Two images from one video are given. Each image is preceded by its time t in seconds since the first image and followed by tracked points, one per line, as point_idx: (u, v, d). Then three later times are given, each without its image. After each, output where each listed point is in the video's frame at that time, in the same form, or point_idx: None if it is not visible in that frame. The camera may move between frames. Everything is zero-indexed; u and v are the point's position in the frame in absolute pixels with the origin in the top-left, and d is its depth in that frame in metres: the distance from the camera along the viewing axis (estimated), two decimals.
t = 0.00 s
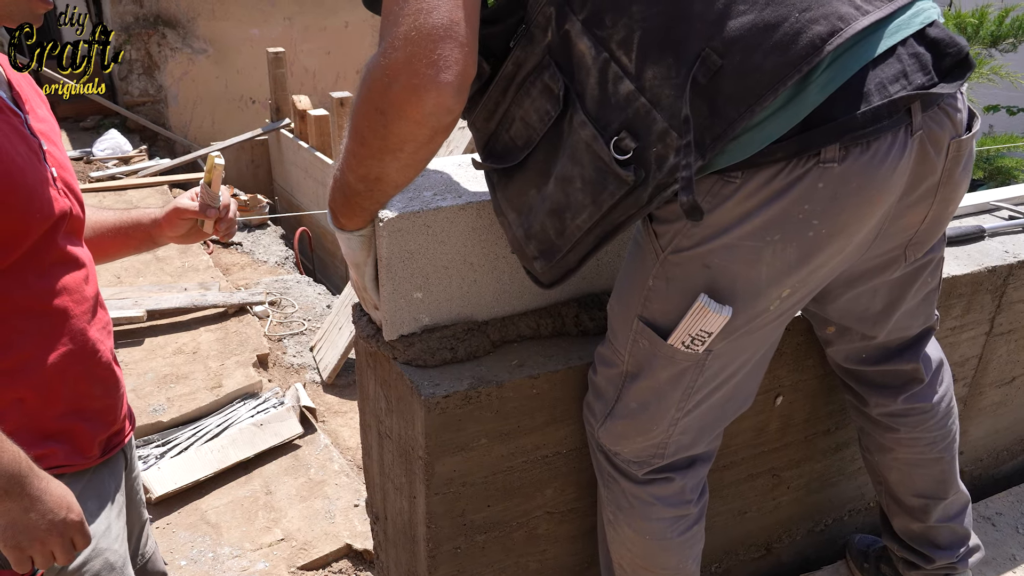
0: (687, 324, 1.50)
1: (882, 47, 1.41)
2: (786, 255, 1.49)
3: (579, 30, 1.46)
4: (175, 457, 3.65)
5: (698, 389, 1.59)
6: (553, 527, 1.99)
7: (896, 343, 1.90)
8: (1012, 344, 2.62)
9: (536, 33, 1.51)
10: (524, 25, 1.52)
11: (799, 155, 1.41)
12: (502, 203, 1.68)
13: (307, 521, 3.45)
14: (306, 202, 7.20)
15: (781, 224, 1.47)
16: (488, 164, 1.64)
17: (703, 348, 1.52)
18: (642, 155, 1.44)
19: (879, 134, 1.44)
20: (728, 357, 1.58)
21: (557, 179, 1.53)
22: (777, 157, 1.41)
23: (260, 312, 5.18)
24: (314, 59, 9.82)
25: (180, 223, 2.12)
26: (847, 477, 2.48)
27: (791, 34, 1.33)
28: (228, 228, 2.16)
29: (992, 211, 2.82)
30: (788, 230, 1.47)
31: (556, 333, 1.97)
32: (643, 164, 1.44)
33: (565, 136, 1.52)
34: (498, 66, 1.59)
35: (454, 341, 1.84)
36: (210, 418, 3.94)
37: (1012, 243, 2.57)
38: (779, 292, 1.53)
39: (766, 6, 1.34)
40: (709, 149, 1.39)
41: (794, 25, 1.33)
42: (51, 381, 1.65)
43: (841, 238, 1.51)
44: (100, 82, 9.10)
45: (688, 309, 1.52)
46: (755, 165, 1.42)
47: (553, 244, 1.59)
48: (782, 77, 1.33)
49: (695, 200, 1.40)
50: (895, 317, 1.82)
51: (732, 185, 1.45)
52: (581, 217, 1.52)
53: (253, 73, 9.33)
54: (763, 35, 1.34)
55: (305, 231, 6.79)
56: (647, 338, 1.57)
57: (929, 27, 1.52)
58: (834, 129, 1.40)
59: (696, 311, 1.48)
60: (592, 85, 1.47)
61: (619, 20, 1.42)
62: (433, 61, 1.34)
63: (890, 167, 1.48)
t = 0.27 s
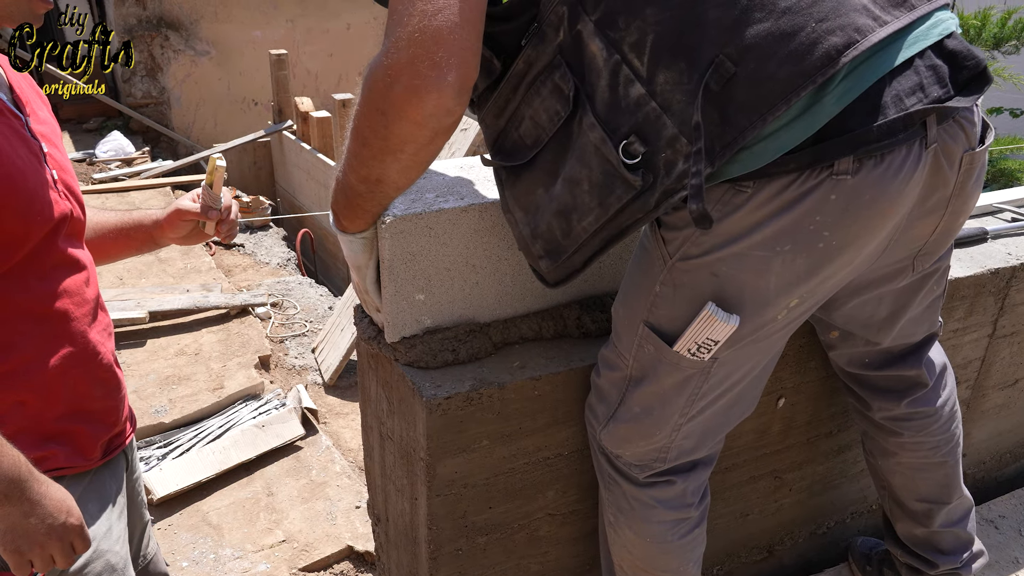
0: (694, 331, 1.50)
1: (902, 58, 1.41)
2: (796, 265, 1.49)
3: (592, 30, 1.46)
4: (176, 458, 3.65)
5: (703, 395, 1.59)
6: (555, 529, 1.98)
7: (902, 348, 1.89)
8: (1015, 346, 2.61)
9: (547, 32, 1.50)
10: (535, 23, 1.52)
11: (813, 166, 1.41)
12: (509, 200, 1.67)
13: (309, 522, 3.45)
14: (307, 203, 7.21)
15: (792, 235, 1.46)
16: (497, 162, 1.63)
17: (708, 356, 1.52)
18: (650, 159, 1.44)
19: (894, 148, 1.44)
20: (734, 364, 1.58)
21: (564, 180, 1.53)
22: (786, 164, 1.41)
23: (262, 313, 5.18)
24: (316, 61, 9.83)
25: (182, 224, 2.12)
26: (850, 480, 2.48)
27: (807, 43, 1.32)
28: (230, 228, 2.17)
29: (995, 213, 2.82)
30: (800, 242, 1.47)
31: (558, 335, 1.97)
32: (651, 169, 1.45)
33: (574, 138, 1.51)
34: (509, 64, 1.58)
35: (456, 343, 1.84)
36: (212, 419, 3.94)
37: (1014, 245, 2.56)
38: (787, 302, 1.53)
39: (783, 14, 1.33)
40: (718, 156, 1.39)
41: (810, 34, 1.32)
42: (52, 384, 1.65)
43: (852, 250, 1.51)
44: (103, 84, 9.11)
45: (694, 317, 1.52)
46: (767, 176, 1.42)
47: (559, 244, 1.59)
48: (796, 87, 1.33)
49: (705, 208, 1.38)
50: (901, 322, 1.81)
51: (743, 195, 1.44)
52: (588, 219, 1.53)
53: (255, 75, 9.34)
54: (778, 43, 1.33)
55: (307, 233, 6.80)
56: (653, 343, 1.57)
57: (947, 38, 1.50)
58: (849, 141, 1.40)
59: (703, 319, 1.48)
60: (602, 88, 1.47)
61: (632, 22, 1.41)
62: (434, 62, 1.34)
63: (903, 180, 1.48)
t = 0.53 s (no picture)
0: (698, 339, 1.51)
1: (914, 70, 1.42)
2: (802, 275, 1.49)
3: (602, 33, 1.45)
4: (177, 460, 3.66)
5: (706, 401, 1.59)
6: (556, 532, 1.99)
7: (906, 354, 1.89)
8: (1017, 350, 2.61)
9: (558, 33, 1.50)
10: (546, 25, 1.52)
11: (822, 176, 1.41)
12: (516, 197, 1.68)
13: (310, 524, 3.45)
14: (309, 205, 7.22)
15: (800, 245, 1.46)
16: (506, 161, 1.65)
17: (712, 363, 1.52)
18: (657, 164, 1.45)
19: (904, 159, 1.45)
20: (737, 371, 1.58)
21: (571, 183, 1.54)
22: (793, 171, 1.41)
23: (264, 314, 5.19)
24: (319, 63, 9.84)
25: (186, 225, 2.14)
26: (851, 483, 2.48)
27: (819, 53, 1.33)
28: (233, 230, 2.19)
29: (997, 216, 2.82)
30: (807, 252, 1.47)
31: (560, 337, 1.97)
32: (657, 174, 1.45)
33: (581, 141, 1.52)
34: (520, 64, 1.58)
35: (458, 346, 1.84)
36: (213, 421, 3.94)
37: (1015, 248, 2.56)
38: (792, 311, 1.53)
39: (795, 24, 1.33)
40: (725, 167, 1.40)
41: (823, 44, 1.33)
42: (55, 386, 1.65)
43: (858, 261, 1.51)
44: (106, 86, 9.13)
45: (699, 324, 1.53)
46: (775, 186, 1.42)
47: (564, 245, 1.62)
48: (806, 97, 1.33)
49: (712, 215, 1.38)
50: (905, 328, 1.81)
51: (750, 204, 1.45)
52: (594, 222, 1.54)
53: (257, 77, 9.35)
54: (790, 52, 1.33)
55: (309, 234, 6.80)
56: (656, 349, 1.57)
57: (959, 50, 1.52)
58: (858, 152, 1.40)
59: (708, 327, 1.48)
60: (611, 91, 1.47)
61: (642, 26, 1.41)
62: (437, 65, 1.35)
63: (911, 192, 1.49)
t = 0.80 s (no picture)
0: (699, 343, 1.50)
1: (919, 75, 1.41)
2: (804, 279, 1.49)
3: (605, 35, 1.45)
4: (178, 462, 3.65)
5: (707, 404, 1.59)
6: (555, 534, 1.98)
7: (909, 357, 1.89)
8: (1018, 351, 2.61)
9: (562, 36, 1.50)
10: (550, 26, 1.51)
11: (826, 182, 1.41)
12: (520, 200, 1.69)
13: (310, 526, 3.45)
14: (310, 207, 7.22)
15: (802, 250, 1.46)
16: (509, 164, 1.65)
17: (713, 367, 1.52)
18: (659, 169, 1.44)
19: (908, 166, 1.44)
20: (738, 375, 1.58)
21: (574, 186, 1.55)
22: (796, 174, 1.41)
23: (265, 316, 5.19)
24: (320, 65, 9.85)
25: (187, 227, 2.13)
26: (851, 485, 2.47)
27: (824, 58, 1.32)
28: (234, 232, 2.18)
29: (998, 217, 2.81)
30: (809, 257, 1.47)
31: (559, 340, 1.97)
32: (661, 178, 1.44)
33: (584, 143, 1.52)
34: (523, 65, 1.57)
35: (457, 348, 1.84)
36: (213, 422, 3.94)
37: (1016, 250, 2.56)
38: (794, 316, 1.53)
39: (801, 28, 1.33)
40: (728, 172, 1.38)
41: (828, 49, 1.32)
42: (57, 389, 1.65)
43: (860, 267, 1.51)
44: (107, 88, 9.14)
45: (700, 327, 1.52)
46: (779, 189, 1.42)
47: (566, 249, 1.61)
48: (811, 102, 1.33)
49: (717, 221, 1.36)
50: (906, 332, 1.81)
51: (753, 209, 1.45)
52: (596, 226, 1.54)
53: (258, 79, 9.37)
54: (795, 57, 1.33)
55: (310, 236, 6.81)
56: (657, 352, 1.57)
57: (964, 55, 1.52)
58: (862, 158, 1.40)
59: (710, 331, 1.48)
60: (614, 94, 1.47)
61: (647, 29, 1.41)
62: (436, 71, 1.35)
63: (915, 198, 1.48)
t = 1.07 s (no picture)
0: (700, 348, 1.49)
1: (927, 81, 1.40)
2: (807, 285, 1.48)
3: (610, 37, 1.43)
4: (176, 463, 3.65)
5: (707, 408, 1.58)
6: (554, 536, 1.97)
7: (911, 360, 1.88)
8: (1018, 352, 2.60)
9: (566, 36, 1.47)
10: (554, 26, 1.49)
11: (831, 189, 1.40)
12: (522, 200, 1.69)
13: (308, 528, 3.44)
14: (309, 208, 7.21)
15: (805, 255, 1.45)
16: (511, 164, 1.64)
17: (714, 372, 1.52)
18: (663, 172, 1.43)
19: (915, 172, 1.44)
20: (739, 380, 1.58)
21: (577, 188, 1.54)
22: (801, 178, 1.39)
23: (263, 318, 5.18)
24: (319, 66, 9.84)
25: (183, 227, 2.13)
26: (851, 486, 2.47)
27: (832, 63, 1.31)
28: (230, 232, 2.17)
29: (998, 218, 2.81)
30: (811, 261, 1.46)
31: (557, 341, 1.96)
32: (664, 182, 1.44)
33: (588, 145, 1.51)
34: (527, 66, 1.55)
35: (454, 349, 1.83)
36: (212, 424, 3.93)
37: (1016, 251, 2.55)
38: (797, 321, 1.52)
39: (808, 33, 1.32)
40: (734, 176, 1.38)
41: (836, 54, 1.31)
42: (58, 393, 1.64)
43: (863, 272, 1.50)
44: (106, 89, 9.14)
45: (702, 332, 1.52)
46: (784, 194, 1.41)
47: (568, 251, 1.61)
48: (818, 107, 1.32)
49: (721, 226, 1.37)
50: (907, 336, 1.80)
51: (757, 214, 1.44)
52: (599, 229, 1.54)
53: (257, 80, 9.36)
54: (803, 62, 1.32)
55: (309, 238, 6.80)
56: (658, 356, 1.56)
57: (973, 61, 1.52)
58: (869, 165, 1.39)
59: (711, 337, 1.47)
60: (619, 97, 1.45)
61: (652, 31, 1.39)
62: (432, 75, 1.34)
63: (921, 205, 1.48)
